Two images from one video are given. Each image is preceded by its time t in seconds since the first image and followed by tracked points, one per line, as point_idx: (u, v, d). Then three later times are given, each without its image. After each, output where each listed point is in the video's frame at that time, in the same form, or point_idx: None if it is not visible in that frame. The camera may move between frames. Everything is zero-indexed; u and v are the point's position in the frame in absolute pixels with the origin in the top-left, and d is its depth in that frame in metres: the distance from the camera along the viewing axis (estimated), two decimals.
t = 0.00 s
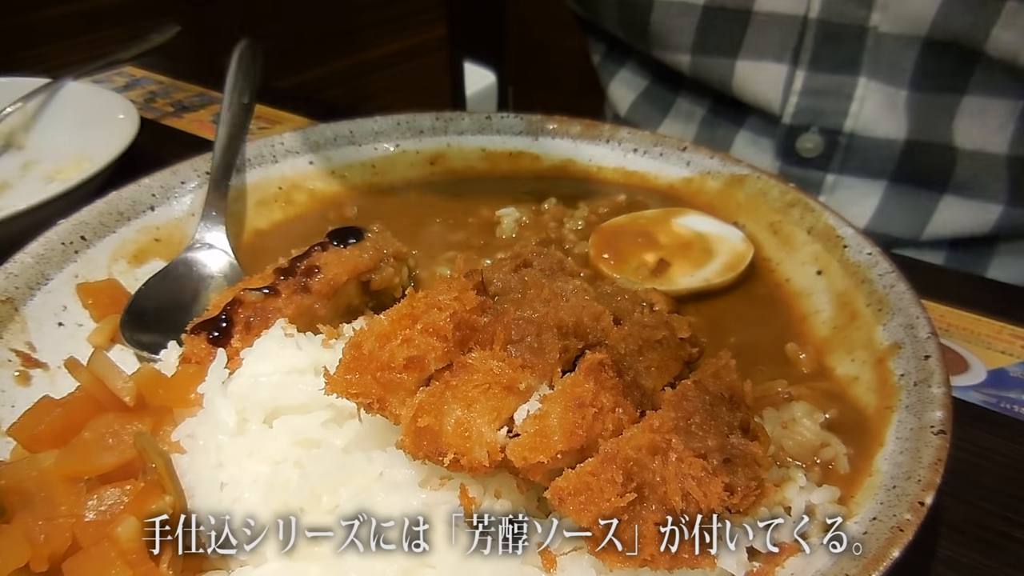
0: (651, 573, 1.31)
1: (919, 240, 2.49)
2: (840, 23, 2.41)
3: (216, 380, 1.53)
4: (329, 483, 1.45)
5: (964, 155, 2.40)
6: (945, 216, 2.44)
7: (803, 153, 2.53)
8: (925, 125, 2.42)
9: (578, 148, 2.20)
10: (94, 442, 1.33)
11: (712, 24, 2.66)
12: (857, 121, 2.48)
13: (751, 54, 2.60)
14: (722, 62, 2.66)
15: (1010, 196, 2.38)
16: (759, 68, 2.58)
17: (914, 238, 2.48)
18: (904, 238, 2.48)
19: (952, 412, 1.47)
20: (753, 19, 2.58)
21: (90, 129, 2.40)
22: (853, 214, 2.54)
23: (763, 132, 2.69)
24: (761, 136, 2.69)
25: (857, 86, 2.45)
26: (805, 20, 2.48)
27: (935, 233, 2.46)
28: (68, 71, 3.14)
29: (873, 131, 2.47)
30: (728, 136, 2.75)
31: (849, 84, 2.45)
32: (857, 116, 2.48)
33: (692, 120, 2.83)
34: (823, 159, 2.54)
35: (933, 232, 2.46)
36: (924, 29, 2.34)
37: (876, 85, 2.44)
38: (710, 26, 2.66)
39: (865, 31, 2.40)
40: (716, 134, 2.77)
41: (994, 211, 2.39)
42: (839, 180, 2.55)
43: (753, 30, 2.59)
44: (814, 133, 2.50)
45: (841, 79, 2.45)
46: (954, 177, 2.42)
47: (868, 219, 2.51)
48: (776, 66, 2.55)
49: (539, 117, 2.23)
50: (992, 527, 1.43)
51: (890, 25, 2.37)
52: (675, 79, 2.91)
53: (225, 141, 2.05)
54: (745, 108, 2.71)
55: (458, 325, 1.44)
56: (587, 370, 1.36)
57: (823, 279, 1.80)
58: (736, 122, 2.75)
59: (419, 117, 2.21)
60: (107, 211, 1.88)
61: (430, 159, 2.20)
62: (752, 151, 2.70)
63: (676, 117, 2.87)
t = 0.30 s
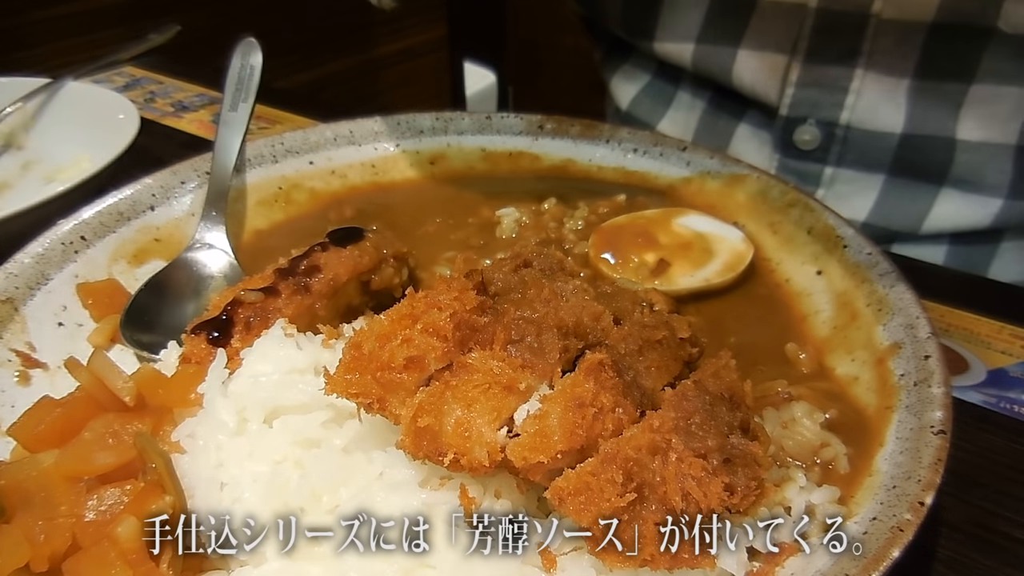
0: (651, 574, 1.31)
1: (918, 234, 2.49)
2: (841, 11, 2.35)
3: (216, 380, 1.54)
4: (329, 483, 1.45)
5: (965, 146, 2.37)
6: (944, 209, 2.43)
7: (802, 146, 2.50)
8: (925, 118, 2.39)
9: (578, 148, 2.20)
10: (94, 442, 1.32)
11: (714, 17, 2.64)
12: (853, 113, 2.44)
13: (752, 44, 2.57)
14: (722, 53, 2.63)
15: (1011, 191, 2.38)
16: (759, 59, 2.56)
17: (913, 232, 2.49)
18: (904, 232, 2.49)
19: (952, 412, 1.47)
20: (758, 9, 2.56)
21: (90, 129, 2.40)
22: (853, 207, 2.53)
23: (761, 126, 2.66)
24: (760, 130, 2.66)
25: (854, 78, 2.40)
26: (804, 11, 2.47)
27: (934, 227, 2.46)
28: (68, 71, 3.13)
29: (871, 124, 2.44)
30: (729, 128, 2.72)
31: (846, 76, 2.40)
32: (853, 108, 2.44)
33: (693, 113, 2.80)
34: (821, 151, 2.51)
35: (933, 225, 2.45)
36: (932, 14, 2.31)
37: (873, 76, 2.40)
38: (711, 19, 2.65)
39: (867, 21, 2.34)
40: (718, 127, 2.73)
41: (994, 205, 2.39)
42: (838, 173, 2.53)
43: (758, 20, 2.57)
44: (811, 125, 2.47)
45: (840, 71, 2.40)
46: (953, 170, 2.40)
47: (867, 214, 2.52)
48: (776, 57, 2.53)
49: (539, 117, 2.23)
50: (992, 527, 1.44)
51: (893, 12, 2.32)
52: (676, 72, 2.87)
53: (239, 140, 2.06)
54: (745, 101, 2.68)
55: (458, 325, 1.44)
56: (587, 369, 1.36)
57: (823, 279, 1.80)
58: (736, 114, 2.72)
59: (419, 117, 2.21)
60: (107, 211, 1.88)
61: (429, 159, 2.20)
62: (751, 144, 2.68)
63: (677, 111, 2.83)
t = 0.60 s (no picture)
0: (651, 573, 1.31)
1: (917, 231, 2.49)
2: (837, 8, 2.34)
3: (216, 380, 1.54)
4: (329, 483, 1.45)
5: (964, 142, 2.37)
6: (943, 206, 2.43)
7: (799, 144, 2.50)
8: (924, 114, 2.39)
9: (578, 148, 2.20)
10: (94, 442, 1.32)
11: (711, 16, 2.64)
12: (851, 110, 2.44)
13: (749, 42, 2.56)
14: (720, 51, 2.62)
15: (1010, 185, 2.37)
16: (754, 57, 2.55)
17: (912, 230, 2.49)
18: (903, 230, 2.50)
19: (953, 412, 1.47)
20: (755, 8, 2.57)
21: (90, 129, 2.40)
22: (852, 205, 2.53)
23: (759, 125, 2.66)
24: (758, 128, 2.66)
25: (851, 75, 2.40)
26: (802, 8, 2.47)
27: (933, 224, 2.46)
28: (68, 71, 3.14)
29: (869, 120, 2.45)
30: (727, 127, 2.72)
31: (843, 73, 2.40)
32: (850, 105, 2.44)
33: (690, 113, 2.79)
34: (819, 149, 2.51)
35: (933, 222, 2.45)
36: (929, 7, 2.28)
37: (870, 72, 2.40)
38: (707, 17, 2.64)
39: (863, 17, 2.33)
40: (715, 126, 2.73)
41: (993, 201, 2.39)
42: (835, 170, 2.53)
43: (754, 19, 2.57)
44: (808, 123, 2.48)
45: (835, 68, 2.40)
46: (952, 167, 2.40)
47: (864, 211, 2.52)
48: (774, 55, 2.52)
49: (539, 117, 2.23)
50: (992, 527, 1.43)
51: (889, 8, 2.30)
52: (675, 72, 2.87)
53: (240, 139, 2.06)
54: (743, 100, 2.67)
55: (458, 325, 1.44)
56: (587, 369, 1.36)
57: (823, 279, 1.80)
58: (734, 113, 2.71)
59: (420, 116, 2.22)
60: (107, 211, 1.88)
61: (429, 159, 2.20)
62: (748, 143, 2.67)
63: (676, 110, 2.83)
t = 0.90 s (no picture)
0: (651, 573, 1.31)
1: (917, 229, 2.50)
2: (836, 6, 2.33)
3: (216, 380, 1.54)
4: (329, 483, 1.45)
5: (963, 139, 2.37)
6: (943, 203, 2.43)
7: (799, 142, 2.51)
8: (924, 112, 2.39)
9: (578, 148, 2.20)
10: (93, 442, 1.32)
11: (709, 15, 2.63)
12: (850, 108, 2.44)
13: (748, 40, 2.56)
14: (720, 50, 2.62)
15: (1010, 182, 2.36)
16: (753, 55, 2.55)
17: (912, 228, 2.49)
18: (902, 228, 2.50)
19: (953, 412, 1.47)
20: (753, 6, 2.55)
21: (90, 129, 2.40)
22: (852, 203, 2.53)
23: (758, 123, 2.66)
24: (758, 127, 2.66)
25: (850, 73, 2.40)
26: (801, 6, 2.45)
27: (933, 221, 2.46)
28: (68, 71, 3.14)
29: (869, 118, 2.44)
30: (726, 126, 2.72)
31: (842, 71, 2.40)
32: (850, 102, 2.44)
33: (690, 112, 2.79)
34: (819, 147, 2.51)
35: (932, 219, 2.45)
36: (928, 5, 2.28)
37: (870, 70, 2.40)
38: (706, 16, 2.64)
39: (862, 14, 2.32)
40: (715, 124, 2.73)
41: (992, 198, 2.38)
42: (835, 168, 2.53)
43: (751, 17, 2.56)
44: (807, 121, 2.48)
45: (834, 67, 2.40)
46: (952, 164, 2.40)
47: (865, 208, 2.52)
48: (773, 53, 2.52)
49: (539, 117, 2.23)
50: (992, 527, 1.43)
51: (888, 6, 2.30)
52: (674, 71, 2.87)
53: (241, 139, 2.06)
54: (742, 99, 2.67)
55: (458, 325, 1.44)
56: (587, 369, 1.36)
57: (823, 279, 1.80)
58: (733, 112, 2.71)
59: (420, 117, 2.22)
60: (107, 211, 1.88)
61: (429, 158, 2.20)
62: (747, 141, 2.68)
63: (675, 110, 2.83)
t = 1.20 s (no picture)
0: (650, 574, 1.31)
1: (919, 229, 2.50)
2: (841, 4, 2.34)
3: (216, 380, 1.54)
4: (329, 483, 1.45)
5: (966, 139, 2.37)
6: (945, 203, 2.43)
7: (802, 140, 2.49)
8: (928, 111, 2.39)
9: (578, 148, 2.20)
10: (94, 442, 1.32)
11: (716, 14, 2.65)
12: (854, 107, 2.44)
13: (753, 39, 2.56)
14: (724, 48, 2.63)
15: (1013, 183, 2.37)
16: (760, 53, 2.55)
17: (914, 228, 2.49)
18: (904, 227, 2.50)
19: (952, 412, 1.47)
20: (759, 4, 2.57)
21: (90, 129, 2.40)
22: (854, 203, 2.53)
23: (762, 122, 2.66)
24: (761, 125, 2.66)
25: (855, 72, 2.39)
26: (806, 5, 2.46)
27: (935, 221, 2.46)
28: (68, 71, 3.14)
29: (872, 116, 2.44)
30: (729, 124, 2.72)
31: (847, 70, 2.39)
32: (854, 101, 2.43)
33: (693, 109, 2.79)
34: (823, 145, 2.49)
35: (934, 219, 2.45)
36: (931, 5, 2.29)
37: (874, 69, 2.40)
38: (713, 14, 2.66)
39: (866, 13, 2.34)
40: (718, 122, 2.74)
41: (995, 199, 2.38)
42: (838, 167, 2.52)
43: (759, 16, 2.57)
44: (812, 119, 2.46)
45: (838, 66, 2.39)
46: (954, 164, 2.40)
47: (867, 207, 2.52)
48: (779, 52, 2.51)
49: (539, 117, 2.22)
50: (992, 527, 1.43)
51: (893, 5, 2.34)
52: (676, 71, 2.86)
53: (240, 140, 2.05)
54: (746, 95, 2.66)
55: (459, 325, 1.44)
56: (587, 370, 1.36)
57: (823, 279, 1.80)
58: (736, 111, 2.71)
59: (420, 117, 2.21)
60: (107, 211, 1.88)
61: (430, 158, 2.20)
62: (751, 140, 2.68)
63: (678, 108, 2.83)
